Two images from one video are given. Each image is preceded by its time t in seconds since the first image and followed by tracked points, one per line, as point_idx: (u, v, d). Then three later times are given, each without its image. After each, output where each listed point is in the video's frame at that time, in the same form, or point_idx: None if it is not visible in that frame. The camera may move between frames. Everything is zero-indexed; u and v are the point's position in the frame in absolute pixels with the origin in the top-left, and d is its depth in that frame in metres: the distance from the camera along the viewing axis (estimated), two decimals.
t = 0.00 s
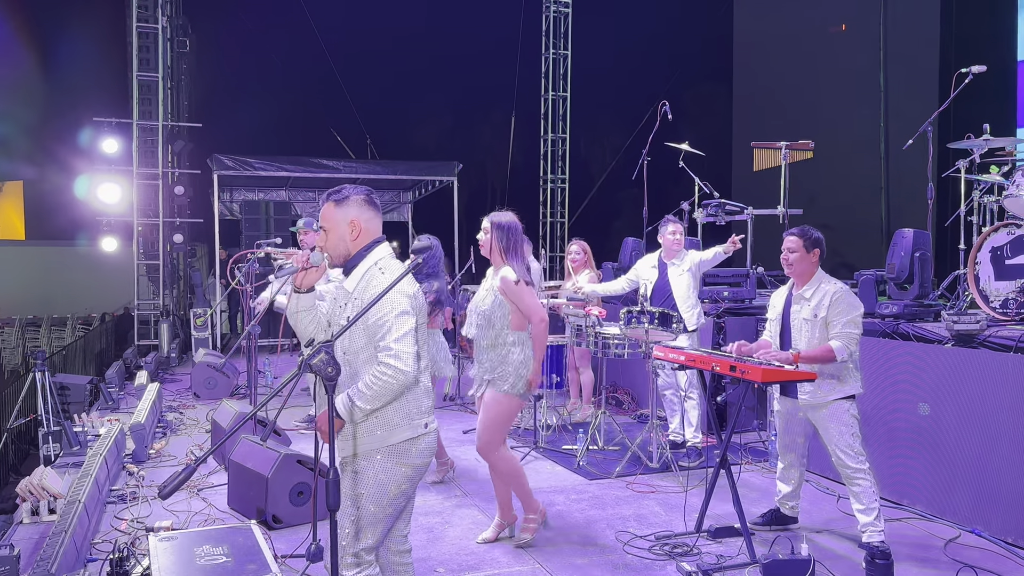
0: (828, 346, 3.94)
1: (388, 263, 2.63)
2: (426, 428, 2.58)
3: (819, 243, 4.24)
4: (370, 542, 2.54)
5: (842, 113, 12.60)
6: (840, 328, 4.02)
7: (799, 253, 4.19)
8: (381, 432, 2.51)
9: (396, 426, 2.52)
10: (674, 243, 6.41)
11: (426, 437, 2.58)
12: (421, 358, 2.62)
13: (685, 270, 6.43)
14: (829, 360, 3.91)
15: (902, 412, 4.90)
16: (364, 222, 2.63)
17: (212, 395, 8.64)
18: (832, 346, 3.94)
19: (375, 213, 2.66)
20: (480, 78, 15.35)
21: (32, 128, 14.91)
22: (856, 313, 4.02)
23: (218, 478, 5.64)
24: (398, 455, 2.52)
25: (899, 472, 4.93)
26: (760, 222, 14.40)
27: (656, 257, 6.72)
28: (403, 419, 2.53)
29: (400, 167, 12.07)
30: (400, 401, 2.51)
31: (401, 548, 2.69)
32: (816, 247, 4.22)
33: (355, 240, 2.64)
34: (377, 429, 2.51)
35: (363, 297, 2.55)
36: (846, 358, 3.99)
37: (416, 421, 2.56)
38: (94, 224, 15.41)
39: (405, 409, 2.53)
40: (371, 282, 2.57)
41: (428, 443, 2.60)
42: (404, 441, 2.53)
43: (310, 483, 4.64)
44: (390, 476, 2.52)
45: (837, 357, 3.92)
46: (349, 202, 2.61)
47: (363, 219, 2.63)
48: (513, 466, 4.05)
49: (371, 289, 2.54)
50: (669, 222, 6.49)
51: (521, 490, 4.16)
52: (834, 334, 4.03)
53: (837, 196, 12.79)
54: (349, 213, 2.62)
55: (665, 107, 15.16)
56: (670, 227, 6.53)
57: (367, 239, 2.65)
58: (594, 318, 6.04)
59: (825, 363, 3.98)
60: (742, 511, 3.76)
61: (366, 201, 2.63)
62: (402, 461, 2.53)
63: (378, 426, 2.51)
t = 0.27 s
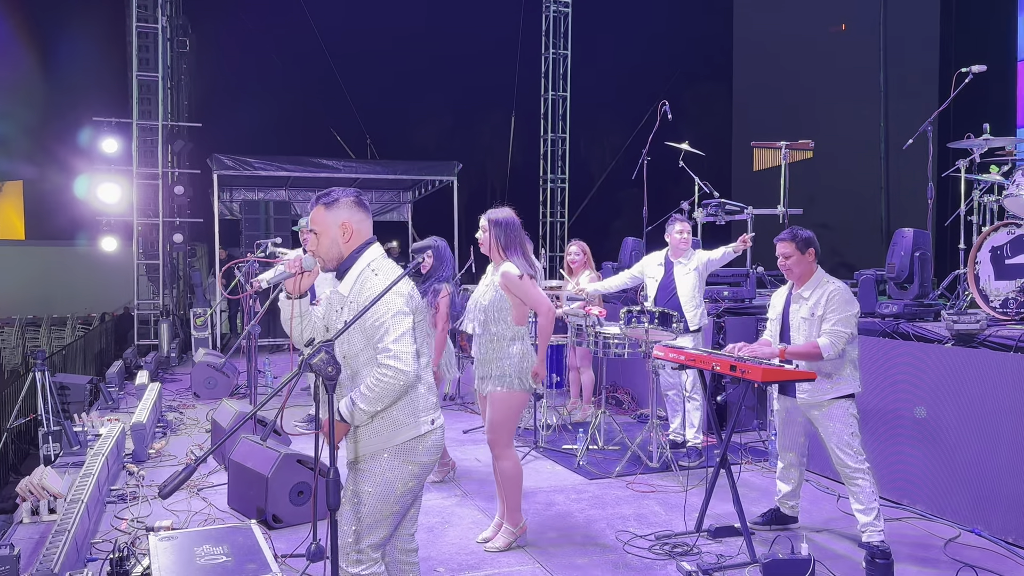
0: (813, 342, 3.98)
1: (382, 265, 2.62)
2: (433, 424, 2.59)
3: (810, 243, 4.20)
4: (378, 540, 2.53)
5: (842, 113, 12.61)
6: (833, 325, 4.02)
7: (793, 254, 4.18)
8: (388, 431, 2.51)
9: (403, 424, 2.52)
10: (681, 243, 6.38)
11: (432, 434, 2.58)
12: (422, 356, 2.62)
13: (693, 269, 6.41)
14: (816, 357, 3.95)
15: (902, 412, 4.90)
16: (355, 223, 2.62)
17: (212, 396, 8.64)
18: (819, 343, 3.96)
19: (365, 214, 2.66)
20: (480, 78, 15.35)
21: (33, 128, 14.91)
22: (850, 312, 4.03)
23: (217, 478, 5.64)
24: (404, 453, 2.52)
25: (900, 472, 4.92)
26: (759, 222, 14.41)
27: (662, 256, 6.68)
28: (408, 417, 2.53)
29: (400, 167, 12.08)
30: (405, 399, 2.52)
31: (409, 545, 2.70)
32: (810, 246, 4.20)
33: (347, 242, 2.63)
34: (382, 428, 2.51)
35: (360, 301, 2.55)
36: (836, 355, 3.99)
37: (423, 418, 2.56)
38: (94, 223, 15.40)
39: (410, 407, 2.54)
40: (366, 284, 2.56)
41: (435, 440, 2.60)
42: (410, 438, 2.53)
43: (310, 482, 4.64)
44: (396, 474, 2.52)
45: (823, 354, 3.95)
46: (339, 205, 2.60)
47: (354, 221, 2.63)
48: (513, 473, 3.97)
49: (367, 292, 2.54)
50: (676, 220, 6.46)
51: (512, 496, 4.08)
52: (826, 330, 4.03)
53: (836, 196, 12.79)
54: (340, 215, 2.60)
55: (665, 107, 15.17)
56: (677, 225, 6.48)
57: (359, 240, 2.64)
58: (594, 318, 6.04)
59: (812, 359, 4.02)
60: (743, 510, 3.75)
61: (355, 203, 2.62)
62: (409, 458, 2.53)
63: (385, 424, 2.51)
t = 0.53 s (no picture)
0: (809, 342, 3.96)
1: (379, 266, 2.63)
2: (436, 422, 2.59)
3: (811, 241, 4.22)
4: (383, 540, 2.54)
5: (842, 113, 12.61)
6: (830, 324, 4.00)
7: (792, 254, 4.18)
8: (394, 430, 2.51)
9: (407, 423, 2.52)
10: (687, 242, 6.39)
11: (435, 434, 2.59)
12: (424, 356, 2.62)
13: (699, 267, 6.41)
14: (811, 357, 3.94)
15: (902, 412, 4.90)
16: (350, 225, 2.62)
17: (212, 395, 8.65)
18: (814, 343, 3.95)
19: (359, 216, 2.66)
20: (480, 78, 15.35)
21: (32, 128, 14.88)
22: (847, 311, 4.01)
23: (217, 478, 5.64)
24: (408, 454, 2.52)
25: (899, 472, 4.92)
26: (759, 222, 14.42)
27: (667, 255, 6.68)
28: (412, 417, 2.53)
29: (400, 167, 12.08)
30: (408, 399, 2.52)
31: (409, 545, 2.69)
32: (809, 246, 4.21)
33: (342, 245, 2.63)
34: (386, 429, 2.51)
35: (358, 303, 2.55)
36: (831, 355, 3.96)
37: (426, 417, 2.56)
38: (94, 223, 15.41)
39: (413, 407, 2.54)
40: (364, 286, 2.57)
41: (439, 439, 2.59)
42: (413, 438, 2.53)
43: (310, 482, 4.64)
44: (400, 474, 2.51)
45: (818, 354, 3.93)
46: (333, 208, 2.60)
47: (350, 224, 2.63)
48: (513, 474, 4.01)
49: (366, 294, 2.54)
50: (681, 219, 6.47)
51: (512, 496, 4.10)
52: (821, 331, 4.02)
53: (836, 196, 12.79)
54: (334, 218, 2.60)
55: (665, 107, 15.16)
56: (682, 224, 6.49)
57: (355, 242, 2.65)
58: (594, 318, 6.03)
59: (807, 360, 4.01)
60: (742, 511, 3.75)
61: (350, 205, 2.62)
62: (413, 457, 2.53)
63: (390, 423, 2.51)
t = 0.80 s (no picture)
0: (809, 342, 3.97)
1: (384, 266, 2.63)
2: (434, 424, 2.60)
3: (813, 241, 4.21)
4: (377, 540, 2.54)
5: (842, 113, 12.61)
6: (829, 325, 4.01)
7: (794, 253, 4.18)
8: (392, 432, 2.51)
9: (405, 426, 2.52)
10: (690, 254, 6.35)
11: (432, 435, 2.59)
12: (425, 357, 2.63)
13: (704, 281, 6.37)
14: (811, 356, 3.94)
15: (902, 412, 4.90)
16: (355, 225, 2.62)
17: (212, 395, 8.65)
18: (815, 343, 3.95)
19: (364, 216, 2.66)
20: (480, 77, 15.34)
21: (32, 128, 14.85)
22: (847, 311, 4.02)
23: (217, 478, 5.63)
24: (406, 455, 2.52)
25: (899, 472, 4.92)
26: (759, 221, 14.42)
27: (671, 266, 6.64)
28: (411, 418, 2.54)
29: (399, 167, 12.08)
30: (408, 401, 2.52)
31: (403, 546, 2.69)
32: (810, 245, 4.20)
33: (347, 245, 2.63)
34: (386, 430, 2.51)
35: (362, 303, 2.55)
36: (831, 355, 3.97)
37: (424, 419, 2.57)
38: (94, 223, 15.40)
39: (414, 409, 2.54)
40: (370, 286, 2.57)
41: (433, 442, 2.60)
42: (412, 439, 2.53)
43: (309, 483, 4.64)
44: (398, 475, 2.52)
45: (818, 353, 3.94)
46: (338, 208, 2.60)
47: (355, 223, 2.63)
48: (511, 474, 3.99)
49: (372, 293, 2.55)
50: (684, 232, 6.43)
51: (511, 497, 4.08)
52: (821, 331, 4.03)
53: (836, 196, 12.79)
54: (339, 218, 2.60)
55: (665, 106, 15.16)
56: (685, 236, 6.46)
57: (360, 241, 2.65)
58: (593, 318, 6.03)
59: (807, 359, 4.02)
60: (742, 511, 3.74)
61: (354, 205, 2.62)
62: (410, 459, 2.53)
63: (389, 426, 2.51)
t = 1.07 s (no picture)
0: (819, 343, 3.96)
1: (384, 267, 2.63)
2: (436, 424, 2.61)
3: (813, 241, 4.22)
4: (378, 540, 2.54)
5: (841, 112, 12.61)
6: (834, 326, 4.02)
7: (795, 253, 4.17)
8: (394, 431, 2.51)
9: (408, 426, 2.52)
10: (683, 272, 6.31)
11: (434, 435, 2.60)
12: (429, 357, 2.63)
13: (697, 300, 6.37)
14: (820, 357, 3.93)
15: (901, 412, 4.90)
16: (355, 227, 2.62)
17: (212, 395, 8.64)
18: (824, 344, 3.96)
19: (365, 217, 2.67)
20: (480, 77, 15.34)
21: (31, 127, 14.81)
22: (850, 311, 4.03)
23: (216, 478, 5.63)
24: (408, 455, 2.53)
25: (899, 472, 4.92)
26: (759, 221, 14.43)
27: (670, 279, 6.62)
28: (415, 418, 2.54)
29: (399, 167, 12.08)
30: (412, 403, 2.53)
31: (401, 545, 2.69)
32: (811, 245, 4.21)
33: (347, 246, 2.63)
34: (388, 429, 2.51)
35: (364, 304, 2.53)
36: (841, 356, 3.99)
37: (428, 418, 2.58)
38: (93, 223, 15.40)
39: (418, 408, 2.55)
40: (370, 287, 2.57)
41: (435, 442, 2.61)
42: (414, 440, 2.53)
43: (309, 482, 4.65)
44: (399, 474, 2.52)
45: (829, 355, 3.94)
46: (338, 210, 2.60)
47: (355, 225, 2.63)
48: (511, 472, 3.97)
49: (372, 294, 2.55)
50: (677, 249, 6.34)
51: (511, 497, 4.06)
52: (827, 332, 4.03)
53: (836, 195, 12.79)
54: (339, 219, 2.60)
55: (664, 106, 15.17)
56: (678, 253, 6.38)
57: (359, 243, 2.65)
58: (593, 317, 6.03)
59: (815, 360, 4.00)
60: (742, 511, 3.74)
61: (355, 206, 2.62)
62: (413, 459, 2.54)
63: (393, 426, 2.51)
